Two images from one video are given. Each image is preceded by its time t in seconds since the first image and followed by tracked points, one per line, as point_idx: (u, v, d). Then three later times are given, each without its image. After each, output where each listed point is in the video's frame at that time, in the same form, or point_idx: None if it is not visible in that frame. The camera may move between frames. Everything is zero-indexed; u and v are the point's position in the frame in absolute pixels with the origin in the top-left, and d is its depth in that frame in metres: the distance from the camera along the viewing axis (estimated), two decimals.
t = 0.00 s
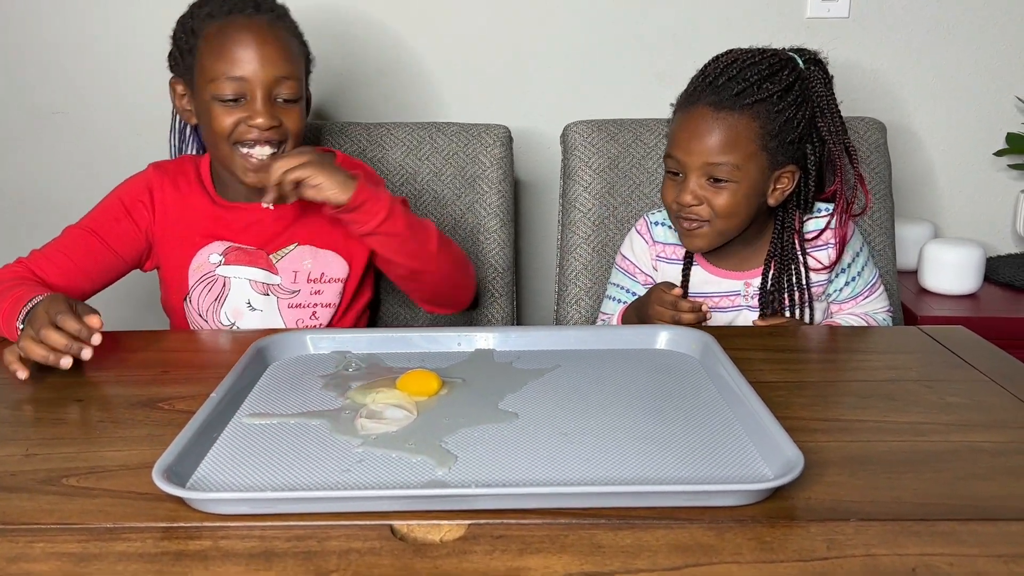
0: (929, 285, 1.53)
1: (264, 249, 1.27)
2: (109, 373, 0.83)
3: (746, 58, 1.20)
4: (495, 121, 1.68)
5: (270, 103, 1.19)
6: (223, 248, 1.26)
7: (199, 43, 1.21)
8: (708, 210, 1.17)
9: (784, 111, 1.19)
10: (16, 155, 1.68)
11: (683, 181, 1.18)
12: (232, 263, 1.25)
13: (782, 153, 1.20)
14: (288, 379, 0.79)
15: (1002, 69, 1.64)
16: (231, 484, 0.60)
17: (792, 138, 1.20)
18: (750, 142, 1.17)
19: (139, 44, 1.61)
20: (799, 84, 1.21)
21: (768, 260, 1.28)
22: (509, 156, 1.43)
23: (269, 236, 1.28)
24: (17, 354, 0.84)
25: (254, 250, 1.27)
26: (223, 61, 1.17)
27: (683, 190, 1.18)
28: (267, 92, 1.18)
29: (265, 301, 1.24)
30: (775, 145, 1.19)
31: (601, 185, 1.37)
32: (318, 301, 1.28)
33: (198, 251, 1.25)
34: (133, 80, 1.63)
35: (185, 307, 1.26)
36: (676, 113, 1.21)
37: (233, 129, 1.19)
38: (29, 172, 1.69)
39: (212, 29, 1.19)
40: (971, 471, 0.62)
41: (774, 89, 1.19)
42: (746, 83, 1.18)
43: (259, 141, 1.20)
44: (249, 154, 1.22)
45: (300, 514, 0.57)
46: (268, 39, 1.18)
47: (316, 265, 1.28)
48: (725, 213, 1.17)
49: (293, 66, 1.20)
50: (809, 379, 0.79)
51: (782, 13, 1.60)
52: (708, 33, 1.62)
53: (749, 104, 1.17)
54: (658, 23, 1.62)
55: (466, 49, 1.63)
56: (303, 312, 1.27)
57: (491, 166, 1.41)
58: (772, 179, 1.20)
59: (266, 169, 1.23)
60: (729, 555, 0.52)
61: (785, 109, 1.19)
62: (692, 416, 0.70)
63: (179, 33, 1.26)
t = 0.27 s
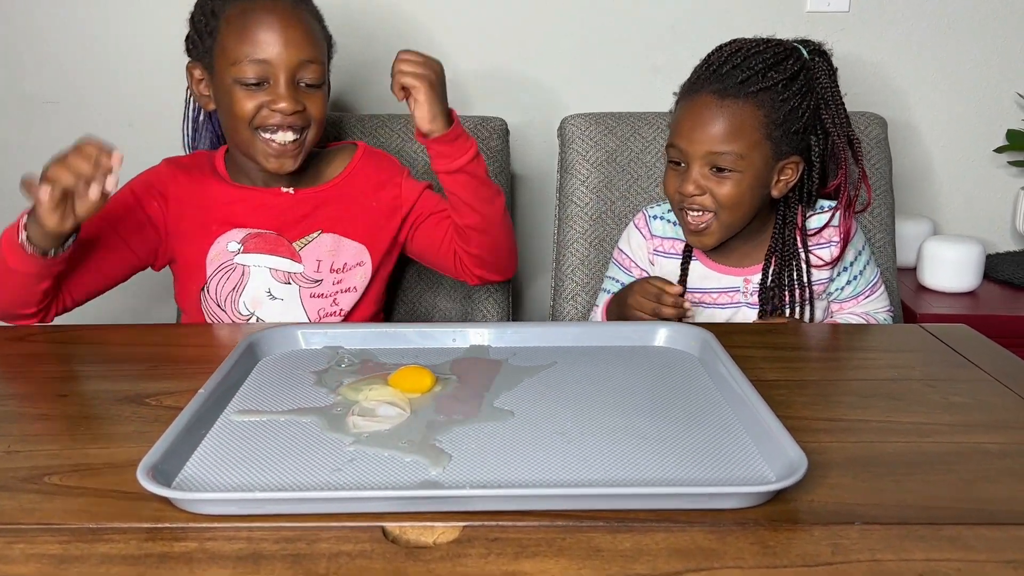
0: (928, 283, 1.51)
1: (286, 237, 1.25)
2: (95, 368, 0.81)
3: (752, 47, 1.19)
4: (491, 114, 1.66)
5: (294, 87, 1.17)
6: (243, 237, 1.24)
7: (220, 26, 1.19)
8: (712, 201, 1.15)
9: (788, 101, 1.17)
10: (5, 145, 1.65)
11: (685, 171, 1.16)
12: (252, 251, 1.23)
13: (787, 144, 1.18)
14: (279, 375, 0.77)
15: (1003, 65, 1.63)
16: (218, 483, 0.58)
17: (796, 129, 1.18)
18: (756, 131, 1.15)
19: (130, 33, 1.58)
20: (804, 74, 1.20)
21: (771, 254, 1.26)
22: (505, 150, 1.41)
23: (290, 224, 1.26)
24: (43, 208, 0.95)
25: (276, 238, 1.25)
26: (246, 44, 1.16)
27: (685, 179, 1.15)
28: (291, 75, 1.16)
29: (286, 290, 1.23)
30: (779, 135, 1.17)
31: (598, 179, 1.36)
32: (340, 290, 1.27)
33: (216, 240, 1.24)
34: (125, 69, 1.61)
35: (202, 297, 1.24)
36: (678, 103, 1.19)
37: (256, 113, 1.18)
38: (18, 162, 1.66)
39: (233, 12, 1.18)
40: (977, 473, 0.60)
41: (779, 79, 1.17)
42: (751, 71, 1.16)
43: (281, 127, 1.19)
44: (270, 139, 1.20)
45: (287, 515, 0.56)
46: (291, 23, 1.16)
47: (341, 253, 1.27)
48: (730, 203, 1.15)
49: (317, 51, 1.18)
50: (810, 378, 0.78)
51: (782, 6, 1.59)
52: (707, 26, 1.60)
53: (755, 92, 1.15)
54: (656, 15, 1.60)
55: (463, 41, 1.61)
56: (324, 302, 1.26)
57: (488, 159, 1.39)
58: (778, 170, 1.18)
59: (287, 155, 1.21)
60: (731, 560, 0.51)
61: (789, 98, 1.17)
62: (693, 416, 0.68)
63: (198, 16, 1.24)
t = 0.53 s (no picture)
0: (928, 280, 1.50)
1: (294, 242, 1.22)
2: (76, 366, 0.78)
3: (760, 21, 1.16)
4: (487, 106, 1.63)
5: (301, 76, 1.12)
6: (250, 237, 1.20)
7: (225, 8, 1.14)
8: (718, 180, 1.13)
9: (798, 77, 1.15)
10: None
11: (690, 149, 1.13)
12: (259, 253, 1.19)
13: (795, 122, 1.16)
14: (265, 376, 0.74)
15: (1007, 60, 1.61)
16: (200, 490, 0.56)
17: (806, 107, 1.16)
18: (764, 107, 1.12)
19: (117, 20, 1.55)
20: (814, 49, 1.17)
21: (771, 246, 1.23)
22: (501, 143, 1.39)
23: (299, 229, 1.23)
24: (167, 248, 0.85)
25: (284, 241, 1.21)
26: (253, 29, 1.10)
27: (691, 157, 1.12)
28: (298, 64, 1.12)
29: (290, 297, 1.20)
30: (788, 113, 1.14)
31: (596, 174, 1.33)
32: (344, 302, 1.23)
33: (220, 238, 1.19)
34: (112, 58, 1.57)
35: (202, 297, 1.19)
36: (685, 78, 1.16)
37: (261, 103, 1.13)
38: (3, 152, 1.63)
39: None
40: (988, 482, 0.58)
41: (790, 54, 1.14)
42: (761, 46, 1.13)
43: (287, 117, 1.15)
44: (275, 130, 1.16)
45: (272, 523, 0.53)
46: (300, 8, 1.11)
47: (349, 265, 1.24)
48: (736, 183, 1.13)
49: (327, 38, 1.13)
50: (814, 380, 0.75)
51: None
52: (708, 18, 1.58)
53: (764, 68, 1.12)
54: (656, 7, 1.57)
55: (459, 31, 1.58)
56: (329, 312, 1.22)
57: (483, 153, 1.37)
58: (786, 149, 1.16)
59: (292, 147, 1.17)
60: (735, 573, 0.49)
61: (799, 75, 1.15)
62: (696, 421, 0.66)
63: None
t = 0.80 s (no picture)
0: (927, 278, 1.47)
1: (295, 258, 1.17)
2: (49, 367, 0.75)
3: None
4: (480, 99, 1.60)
5: (301, 72, 1.09)
6: (250, 250, 1.15)
7: None
8: (710, 168, 1.09)
9: (797, 57, 1.11)
10: None
11: (680, 135, 1.09)
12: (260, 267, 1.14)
13: (794, 106, 1.13)
14: (243, 380, 0.72)
15: (1008, 53, 1.58)
16: (172, 502, 0.53)
17: (805, 89, 1.13)
18: (757, 90, 1.09)
19: (102, 8, 1.51)
20: (814, 29, 1.14)
21: (763, 243, 1.20)
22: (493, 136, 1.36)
23: (301, 243, 1.18)
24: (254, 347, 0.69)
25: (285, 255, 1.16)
26: (252, 22, 1.07)
27: (681, 143, 1.08)
28: (298, 60, 1.09)
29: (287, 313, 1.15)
30: (786, 95, 1.11)
31: (590, 168, 1.31)
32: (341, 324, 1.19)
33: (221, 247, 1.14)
34: (97, 46, 1.53)
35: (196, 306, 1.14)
36: (676, 56, 1.12)
37: (259, 99, 1.10)
38: None
39: None
40: (995, 493, 0.56)
41: (789, 32, 1.11)
42: (757, 24, 1.09)
43: (287, 116, 1.12)
44: (274, 127, 1.13)
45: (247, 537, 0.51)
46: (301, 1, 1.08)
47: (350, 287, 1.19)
48: (727, 170, 1.09)
49: (329, 33, 1.11)
50: (814, 384, 0.73)
51: None
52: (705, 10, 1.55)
53: (762, 48, 1.09)
54: None
55: (452, 21, 1.54)
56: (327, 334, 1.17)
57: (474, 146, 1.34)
58: (782, 136, 1.13)
59: (291, 145, 1.15)
60: None
61: (799, 55, 1.12)
62: (691, 428, 0.63)
63: None
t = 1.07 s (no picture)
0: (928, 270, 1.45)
1: (293, 251, 1.14)
2: (26, 358, 0.73)
3: None
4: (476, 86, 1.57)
5: (304, 59, 1.06)
6: (247, 242, 1.12)
7: None
8: (699, 165, 1.05)
9: (792, 47, 1.06)
10: None
11: (668, 129, 1.05)
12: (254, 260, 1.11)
13: (789, 99, 1.08)
14: (230, 374, 0.69)
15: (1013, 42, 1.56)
16: (149, 504, 0.51)
17: (800, 82, 1.08)
18: (750, 84, 1.04)
19: None
20: (812, 15, 1.08)
21: (752, 241, 1.16)
22: (488, 124, 1.33)
23: (299, 236, 1.15)
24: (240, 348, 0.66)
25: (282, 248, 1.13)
26: (252, 7, 1.03)
27: (668, 139, 1.04)
28: (301, 47, 1.05)
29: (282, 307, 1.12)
30: (780, 87, 1.06)
31: (587, 157, 1.28)
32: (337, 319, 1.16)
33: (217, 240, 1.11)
34: (83, 30, 1.50)
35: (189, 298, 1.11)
36: (666, 44, 1.07)
37: (260, 87, 1.07)
38: None
39: None
40: (1009, 495, 0.54)
41: (785, 20, 1.05)
42: (752, 10, 1.04)
43: (289, 105, 1.09)
44: (274, 115, 1.10)
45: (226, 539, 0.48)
46: None
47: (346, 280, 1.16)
48: (716, 167, 1.05)
49: (334, 18, 1.07)
50: (819, 379, 0.71)
51: None
52: None
53: (756, 38, 1.04)
54: None
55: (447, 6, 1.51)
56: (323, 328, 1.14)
57: (469, 134, 1.31)
58: (775, 131, 1.09)
59: (293, 134, 1.12)
60: None
61: (796, 44, 1.06)
62: (692, 424, 0.61)
63: None
